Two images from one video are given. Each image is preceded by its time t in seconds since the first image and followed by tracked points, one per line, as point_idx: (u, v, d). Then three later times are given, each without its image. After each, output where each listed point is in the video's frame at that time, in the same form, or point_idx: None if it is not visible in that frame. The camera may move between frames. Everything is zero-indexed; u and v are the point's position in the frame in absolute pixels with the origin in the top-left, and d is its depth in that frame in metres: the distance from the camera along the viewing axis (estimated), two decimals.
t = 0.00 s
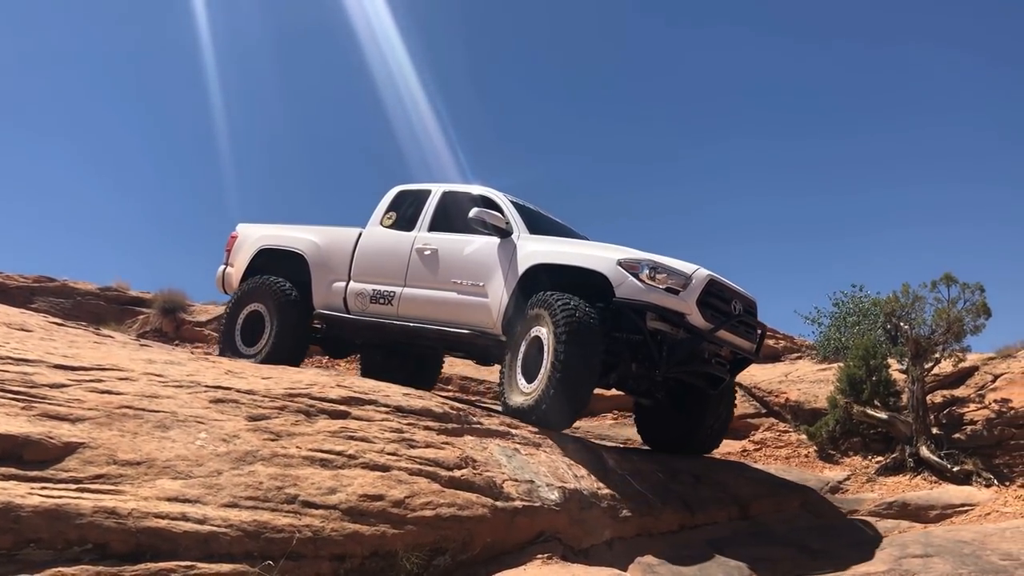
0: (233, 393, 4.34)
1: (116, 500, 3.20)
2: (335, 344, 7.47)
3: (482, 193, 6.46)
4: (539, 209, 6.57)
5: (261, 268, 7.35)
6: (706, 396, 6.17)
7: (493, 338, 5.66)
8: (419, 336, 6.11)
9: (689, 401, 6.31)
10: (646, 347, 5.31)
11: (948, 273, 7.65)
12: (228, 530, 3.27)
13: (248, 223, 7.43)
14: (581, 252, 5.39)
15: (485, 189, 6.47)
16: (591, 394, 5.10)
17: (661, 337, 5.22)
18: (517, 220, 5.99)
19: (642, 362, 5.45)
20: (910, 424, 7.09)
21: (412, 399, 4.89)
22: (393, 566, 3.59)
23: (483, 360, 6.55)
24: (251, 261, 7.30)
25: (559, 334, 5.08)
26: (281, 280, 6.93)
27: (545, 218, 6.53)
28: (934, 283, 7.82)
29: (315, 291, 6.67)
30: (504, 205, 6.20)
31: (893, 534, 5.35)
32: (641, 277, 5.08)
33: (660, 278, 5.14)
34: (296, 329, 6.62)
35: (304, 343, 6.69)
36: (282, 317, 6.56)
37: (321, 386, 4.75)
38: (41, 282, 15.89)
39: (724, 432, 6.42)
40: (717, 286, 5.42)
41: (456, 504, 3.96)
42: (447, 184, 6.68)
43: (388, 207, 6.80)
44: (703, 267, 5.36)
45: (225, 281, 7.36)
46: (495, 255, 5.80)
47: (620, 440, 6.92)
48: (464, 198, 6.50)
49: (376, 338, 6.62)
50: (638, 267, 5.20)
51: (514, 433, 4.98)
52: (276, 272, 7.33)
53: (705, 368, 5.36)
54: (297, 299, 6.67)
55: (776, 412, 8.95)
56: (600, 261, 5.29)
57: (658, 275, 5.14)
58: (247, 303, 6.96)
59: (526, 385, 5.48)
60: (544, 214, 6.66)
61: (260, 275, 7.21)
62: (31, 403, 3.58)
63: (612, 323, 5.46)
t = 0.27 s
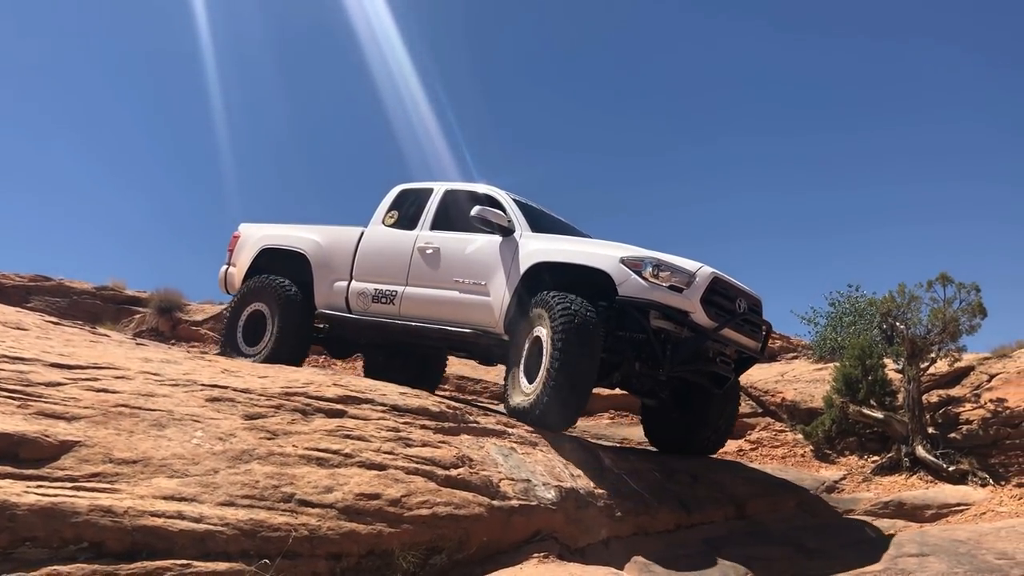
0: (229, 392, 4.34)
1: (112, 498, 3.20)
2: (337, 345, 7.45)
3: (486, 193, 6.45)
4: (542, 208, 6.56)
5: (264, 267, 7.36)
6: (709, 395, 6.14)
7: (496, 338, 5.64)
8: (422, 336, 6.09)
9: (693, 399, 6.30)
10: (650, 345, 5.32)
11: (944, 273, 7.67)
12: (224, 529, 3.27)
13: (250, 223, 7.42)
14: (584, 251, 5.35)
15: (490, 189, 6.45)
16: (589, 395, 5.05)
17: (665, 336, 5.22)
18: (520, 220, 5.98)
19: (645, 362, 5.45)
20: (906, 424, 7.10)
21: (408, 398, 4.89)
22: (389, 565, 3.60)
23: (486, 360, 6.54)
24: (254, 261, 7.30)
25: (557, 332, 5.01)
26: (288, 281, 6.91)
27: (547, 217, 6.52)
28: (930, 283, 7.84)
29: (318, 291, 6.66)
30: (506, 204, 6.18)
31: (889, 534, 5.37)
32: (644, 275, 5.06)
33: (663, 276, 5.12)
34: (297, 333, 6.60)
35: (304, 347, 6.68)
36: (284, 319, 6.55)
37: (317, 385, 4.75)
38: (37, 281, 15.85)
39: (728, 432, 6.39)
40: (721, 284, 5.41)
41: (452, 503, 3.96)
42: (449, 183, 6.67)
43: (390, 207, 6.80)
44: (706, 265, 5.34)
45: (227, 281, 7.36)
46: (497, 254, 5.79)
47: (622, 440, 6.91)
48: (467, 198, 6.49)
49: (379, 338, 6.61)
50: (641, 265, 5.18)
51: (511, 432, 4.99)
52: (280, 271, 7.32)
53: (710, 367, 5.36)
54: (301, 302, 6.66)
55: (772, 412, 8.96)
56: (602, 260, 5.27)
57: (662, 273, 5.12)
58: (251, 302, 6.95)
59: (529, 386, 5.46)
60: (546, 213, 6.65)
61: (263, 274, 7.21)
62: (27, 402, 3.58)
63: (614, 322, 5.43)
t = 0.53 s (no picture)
0: (225, 391, 4.33)
1: (107, 497, 3.20)
2: (340, 346, 7.45)
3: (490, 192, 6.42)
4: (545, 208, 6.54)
5: (267, 266, 7.36)
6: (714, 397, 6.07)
7: (497, 338, 5.61)
8: (423, 335, 6.07)
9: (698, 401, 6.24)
10: (653, 346, 5.25)
11: (940, 273, 7.69)
12: (220, 528, 3.27)
13: (252, 224, 7.42)
14: (587, 250, 5.35)
15: (493, 188, 6.42)
16: (588, 396, 5.01)
17: (669, 337, 5.15)
18: (522, 219, 5.96)
19: (649, 363, 5.39)
20: (902, 424, 7.11)
21: (405, 398, 4.89)
22: (385, 564, 3.60)
23: (489, 360, 6.53)
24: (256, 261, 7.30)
25: (555, 331, 4.94)
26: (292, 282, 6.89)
27: (550, 217, 6.52)
28: (926, 283, 7.86)
29: (320, 291, 6.66)
30: (509, 203, 6.17)
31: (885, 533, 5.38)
32: (647, 274, 5.05)
33: (666, 276, 5.09)
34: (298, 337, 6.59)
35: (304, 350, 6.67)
36: (285, 322, 6.54)
37: (313, 384, 4.75)
38: (32, 280, 15.80)
39: (732, 433, 6.33)
40: (725, 284, 5.37)
41: (448, 502, 3.96)
42: (452, 182, 6.67)
43: (391, 207, 6.79)
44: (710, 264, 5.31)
45: (230, 282, 7.37)
46: (499, 254, 5.76)
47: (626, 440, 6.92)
48: (469, 197, 6.48)
49: (382, 338, 6.60)
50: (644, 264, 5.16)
51: (507, 432, 4.99)
52: (283, 270, 7.32)
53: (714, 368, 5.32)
54: (303, 306, 6.63)
55: (768, 412, 8.99)
56: (605, 259, 5.26)
57: (665, 273, 5.10)
58: (253, 302, 6.93)
59: (530, 386, 5.43)
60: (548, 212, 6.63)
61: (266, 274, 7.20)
62: (22, 401, 3.57)
63: (617, 322, 5.37)
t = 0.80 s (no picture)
0: (221, 389, 4.34)
1: (103, 495, 3.20)
2: (341, 346, 7.45)
3: (492, 191, 6.41)
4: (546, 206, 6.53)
5: (269, 266, 7.35)
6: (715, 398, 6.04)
7: (497, 337, 5.60)
8: (424, 335, 6.06)
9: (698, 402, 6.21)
10: (654, 345, 5.26)
11: (935, 273, 7.70)
12: (216, 526, 3.27)
13: (254, 223, 7.42)
14: (588, 249, 5.33)
15: (496, 187, 6.41)
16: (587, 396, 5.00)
17: (670, 337, 5.16)
18: (524, 218, 5.95)
19: (650, 362, 5.39)
20: (897, 423, 7.13)
21: (401, 396, 4.89)
22: (381, 562, 3.61)
23: (491, 360, 6.52)
24: (258, 260, 7.29)
25: (555, 330, 4.93)
26: (295, 282, 6.87)
27: (552, 215, 6.51)
28: (921, 282, 7.87)
29: (321, 289, 6.65)
30: (511, 202, 6.16)
31: (880, 531, 5.40)
32: (648, 273, 5.01)
33: (667, 275, 5.05)
34: (298, 340, 6.59)
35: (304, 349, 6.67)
36: (285, 323, 6.54)
37: (309, 382, 4.75)
38: (27, 278, 15.77)
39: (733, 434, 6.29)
40: (728, 282, 5.30)
41: (444, 500, 3.97)
42: (453, 180, 6.67)
43: (392, 206, 6.80)
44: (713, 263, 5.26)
45: (231, 281, 7.36)
46: (500, 252, 5.75)
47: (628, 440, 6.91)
48: (471, 195, 6.48)
49: (382, 337, 6.59)
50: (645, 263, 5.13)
51: (503, 430, 5.00)
52: (286, 269, 7.31)
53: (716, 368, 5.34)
54: (303, 307, 6.61)
55: (765, 411, 8.96)
56: (606, 258, 5.23)
57: (666, 271, 5.06)
58: (255, 301, 6.92)
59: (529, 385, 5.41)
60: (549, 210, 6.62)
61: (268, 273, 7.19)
62: (18, 398, 3.57)
63: (618, 322, 5.36)
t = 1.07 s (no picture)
0: (219, 387, 4.34)
1: (100, 493, 3.20)
2: (343, 346, 7.46)
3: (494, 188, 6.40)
4: (547, 205, 6.53)
5: (271, 264, 7.35)
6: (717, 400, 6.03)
7: (497, 336, 5.60)
8: (425, 334, 6.08)
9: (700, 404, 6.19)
10: (655, 344, 5.21)
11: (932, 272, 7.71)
12: (213, 524, 3.28)
13: (255, 222, 7.41)
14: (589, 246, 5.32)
15: (499, 185, 6.40)
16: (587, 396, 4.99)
17: (671, 335, 5.13)
18: (525, 216, 5.95)
19: (652, 362, 5.34)
20: (894, 422, 7.14)
21: (398, 395, 4.90)
22: (378, 560, 3.61)
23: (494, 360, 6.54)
24: (260, 259, 7.29)
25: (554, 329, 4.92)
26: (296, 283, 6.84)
27: (553, 214, 6.51)
28: (918, 282, 7.89)
29: (322, 288, 6.66)
30: (512, 200, 6.16)
31: (877, 530, 5.41)
32: (649, 271, 5.02)
33: (669, 273, 5.05)
34: (299, 340, 6.59)
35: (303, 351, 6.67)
36: (285, 325, 6.54)
37: (306, 380, 4.75)
38: (24, 276, 15.75)
39: (735, 435, 6.24)
40: (729, 281, 5.30)
41: (441, 498, 3.98)
42: (454, 179, 6.67)
43: (393, 204, 6.80)
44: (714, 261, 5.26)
45: (233, 280, 7.36)
46: (500, 251, 5.75)
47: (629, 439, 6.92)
48: (472, 194, 6.49)
49: (384, 336, 6.60)
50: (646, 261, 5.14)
51: (500, 428, 5.01)
52: (288, 268, 7.31)
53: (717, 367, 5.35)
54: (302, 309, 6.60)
55: (761, 409, 9.02)
56: (606, 256, 5.22)
57: (668, 269, 5.06)
58: (257, 300, 6.91)
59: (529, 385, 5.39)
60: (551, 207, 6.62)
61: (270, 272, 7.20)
62: (15, 396, 3.57)
63: (619, 321, 5.31)
